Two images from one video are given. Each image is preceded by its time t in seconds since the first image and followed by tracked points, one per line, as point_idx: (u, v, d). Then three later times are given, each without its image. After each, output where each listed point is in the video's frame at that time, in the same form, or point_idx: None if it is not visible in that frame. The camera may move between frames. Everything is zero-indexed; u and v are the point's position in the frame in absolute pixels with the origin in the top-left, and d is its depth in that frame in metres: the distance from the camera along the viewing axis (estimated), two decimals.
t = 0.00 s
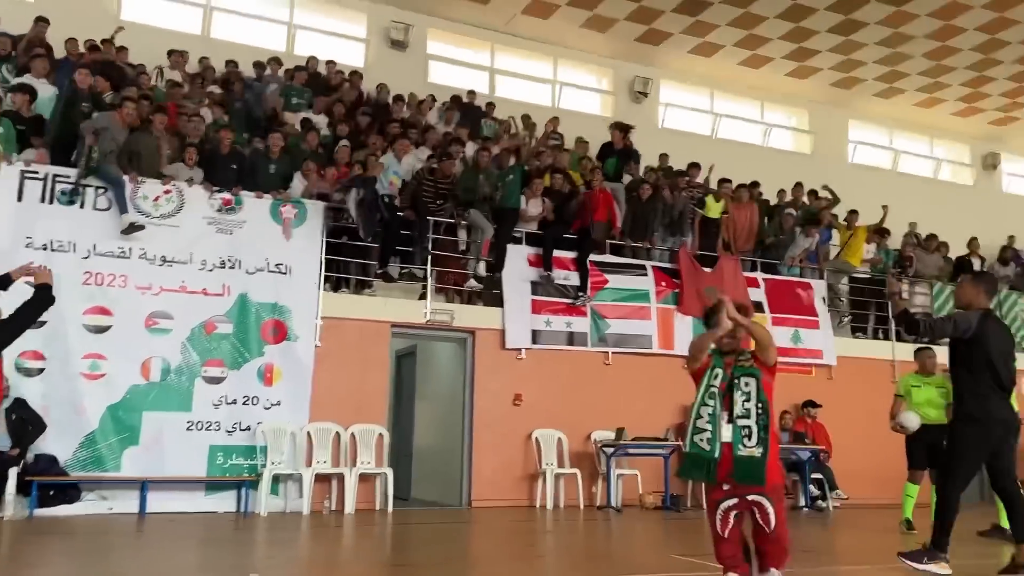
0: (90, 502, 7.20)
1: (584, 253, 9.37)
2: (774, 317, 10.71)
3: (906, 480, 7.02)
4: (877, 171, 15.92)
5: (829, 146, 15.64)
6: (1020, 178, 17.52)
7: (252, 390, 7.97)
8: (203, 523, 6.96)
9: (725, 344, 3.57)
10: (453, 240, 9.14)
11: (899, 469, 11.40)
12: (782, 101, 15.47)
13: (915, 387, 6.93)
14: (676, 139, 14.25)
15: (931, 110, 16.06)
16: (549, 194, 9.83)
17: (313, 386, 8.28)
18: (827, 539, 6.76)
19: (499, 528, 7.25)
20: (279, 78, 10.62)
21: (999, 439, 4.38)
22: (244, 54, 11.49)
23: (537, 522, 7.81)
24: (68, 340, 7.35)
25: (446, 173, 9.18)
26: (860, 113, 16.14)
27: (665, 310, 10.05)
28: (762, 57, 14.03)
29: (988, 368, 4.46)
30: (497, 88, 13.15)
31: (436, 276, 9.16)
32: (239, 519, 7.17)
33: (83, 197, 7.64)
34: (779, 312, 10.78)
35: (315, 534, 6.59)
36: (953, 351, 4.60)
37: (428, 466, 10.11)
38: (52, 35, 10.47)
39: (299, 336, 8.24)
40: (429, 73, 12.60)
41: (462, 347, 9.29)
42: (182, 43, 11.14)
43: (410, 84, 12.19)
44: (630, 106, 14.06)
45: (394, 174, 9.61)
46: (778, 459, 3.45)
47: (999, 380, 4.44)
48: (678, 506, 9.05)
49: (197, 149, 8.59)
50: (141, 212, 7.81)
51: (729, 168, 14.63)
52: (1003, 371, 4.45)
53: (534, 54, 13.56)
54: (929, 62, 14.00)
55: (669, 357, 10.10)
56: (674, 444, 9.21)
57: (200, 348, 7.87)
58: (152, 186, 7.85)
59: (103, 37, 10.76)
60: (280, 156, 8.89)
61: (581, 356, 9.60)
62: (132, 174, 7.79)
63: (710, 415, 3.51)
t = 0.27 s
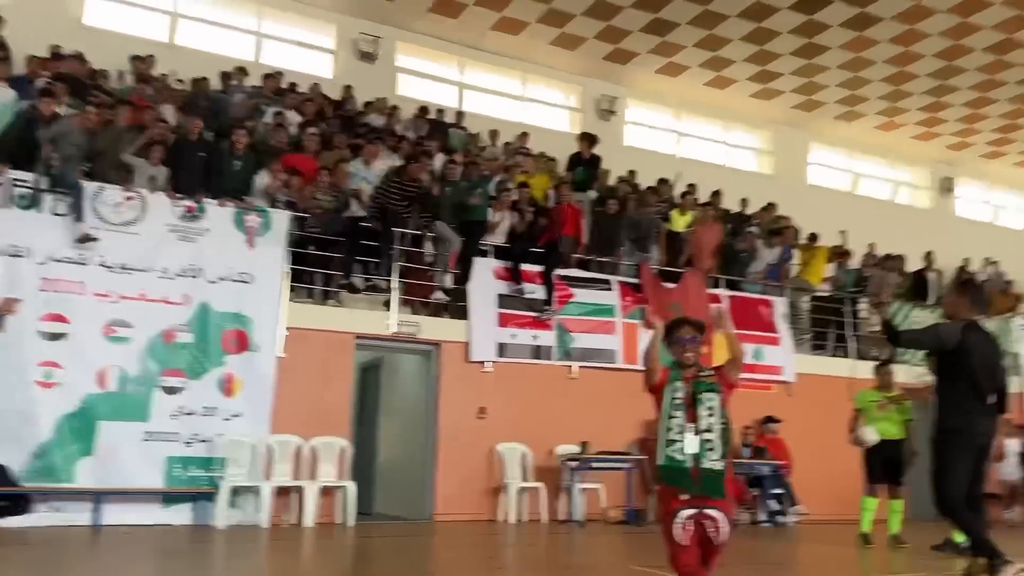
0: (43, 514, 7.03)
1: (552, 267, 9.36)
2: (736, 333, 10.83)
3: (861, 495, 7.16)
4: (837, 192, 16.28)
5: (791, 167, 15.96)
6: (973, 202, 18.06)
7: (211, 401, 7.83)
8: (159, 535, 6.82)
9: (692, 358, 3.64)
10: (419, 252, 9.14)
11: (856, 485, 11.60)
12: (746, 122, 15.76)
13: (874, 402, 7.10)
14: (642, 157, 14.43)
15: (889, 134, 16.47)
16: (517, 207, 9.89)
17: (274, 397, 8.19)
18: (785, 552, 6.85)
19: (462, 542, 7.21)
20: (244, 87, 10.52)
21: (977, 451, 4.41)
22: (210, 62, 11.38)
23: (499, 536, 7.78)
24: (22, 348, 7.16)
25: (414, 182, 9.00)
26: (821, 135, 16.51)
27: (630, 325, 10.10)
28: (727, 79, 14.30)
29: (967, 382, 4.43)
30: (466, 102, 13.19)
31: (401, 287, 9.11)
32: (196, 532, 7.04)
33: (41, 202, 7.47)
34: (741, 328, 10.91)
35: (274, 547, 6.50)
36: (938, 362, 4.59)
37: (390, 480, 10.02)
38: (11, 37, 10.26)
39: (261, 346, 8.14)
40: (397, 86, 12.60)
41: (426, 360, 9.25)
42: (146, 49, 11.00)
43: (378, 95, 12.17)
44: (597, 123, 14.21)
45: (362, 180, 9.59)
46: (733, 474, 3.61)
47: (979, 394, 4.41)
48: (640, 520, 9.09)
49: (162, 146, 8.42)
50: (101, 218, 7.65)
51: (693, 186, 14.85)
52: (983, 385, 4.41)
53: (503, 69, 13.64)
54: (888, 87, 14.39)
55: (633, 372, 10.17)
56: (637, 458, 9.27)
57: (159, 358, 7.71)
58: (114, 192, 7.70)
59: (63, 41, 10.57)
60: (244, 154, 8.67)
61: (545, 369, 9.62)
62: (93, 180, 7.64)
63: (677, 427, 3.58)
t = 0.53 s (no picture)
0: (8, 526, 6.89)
1: (528, 279, 9.42)
2: (711, 347, 10.90)
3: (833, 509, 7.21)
4: (811, 210, 16.51)
5: (766, 184, 16.16)
6: (944, 221, 18.38)
7: (183, 411, 7.72)
8: (126, 547, 6.69)
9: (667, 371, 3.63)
10: (395, 263, 9.11)
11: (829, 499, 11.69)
12: (722, 139, 15.95)
13: (843, 416, 7.18)
14: (620, 172, 14.54)
15: (861, 153, 16.74)
16: (494, 221, 9.94)
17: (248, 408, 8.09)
18: (758, 565, 6.88)
19: (435, 555, 7.15)
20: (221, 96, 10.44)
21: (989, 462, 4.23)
22: (187, 72, 11.31)
23: (473, 549, 7.73)
24: None
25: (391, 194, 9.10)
26: (795, 153, 16.75)
27: (606, 338, 10.13)
28: (704, 96, 14.47)
29: (963, 390, 4.32)
30: (444, 115, 13.21)
31: (377, 298, 9.11)
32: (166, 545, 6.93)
33: (13, 208, 7.36)
34: (716, 343, 10.98)
35: (244, 560, 6.40)
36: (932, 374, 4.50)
37: (363, 493, 9.93)
38: None
39: (235, 356, 8.05)
40: (376, 98, 12.60)
41: (402, 371, 9.21)
42: (122, 57, 10.92)
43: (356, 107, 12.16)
44: (575, 138, 14.32)
45: (338, 195, 9.50)
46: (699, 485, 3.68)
47: (977, 402, 4.28)
48: (615, 533, 9.08)
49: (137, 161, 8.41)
50: (73, 225, 7.56)
51: (670, 202, 14.98)
52: (982, 391, 4.29)
53: (482, 84, 13.71)
54: (861, 106, 14.64)
55: (609, 385, 10.19)
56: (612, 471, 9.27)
57: (130, 366, 7.60)
58: (87, 199, 7.61)
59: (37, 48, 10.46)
60: (221, 173, 8.62)
61: (522, 382, 9.61)
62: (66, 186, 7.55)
63: (653, 437, 3.59)
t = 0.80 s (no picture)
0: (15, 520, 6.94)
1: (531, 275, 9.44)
2: (714, 344, 10.91)
3: (835, 503, 7.24)
4: (813, 207, 16.52)
5: (768, 181, 16.17)
6: (946, 218, 18.38)
7: (188, 407, 7.74)
8: (133, 542, 6.72)
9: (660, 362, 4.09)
10: (399, 258, 9.12)
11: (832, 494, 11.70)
12: (724, 137, 15.96)
13: (838, 410, 7.26)
14: (622, 170, 14.56)
15: (863, 150, 16.73)
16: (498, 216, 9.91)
17: (252, 404, 8.12)
18: (761, 559, 6.89)
19: (439, 550, 7.18)
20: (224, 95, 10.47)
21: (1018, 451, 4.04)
22: (190, 71, 11.34)
23: (477, 544, 7.75)
24: None
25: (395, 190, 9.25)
26: (798, 151, 16.75)
27: (609, 334, 10.15)
28: (706, 94, 14.47)
29: (992, 375, 4.13)
30: (447, 113, 13.23)
31: (381, 294, 9.11)
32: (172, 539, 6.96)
33: (18, 204, 7.40)
34: (719, 339, 10.99)
35: (249, 554, 6.43)
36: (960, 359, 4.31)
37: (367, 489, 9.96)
38: None
39: (239, 352, 8.07)
40: (379, 96, 12.62)
41: (406, 367, 9.24)
42: (125, 56, 10.95)
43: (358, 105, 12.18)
44: (577, 136, 14.33)
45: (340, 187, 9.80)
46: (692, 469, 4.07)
47: (1009, 387, 4.08)
48: (619, 528, 9.10)
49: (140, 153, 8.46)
50: (79, 221, 7.60)
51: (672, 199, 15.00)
52: (1012, 375, 4.09)
53: (484, 82, 13.73)
54: (863, 103, 14.64)
55: (612, 381, 10.20)
56: (616, 467, 9.29)
57: (135, 362, 7.63)
58: (92, 195, 7.65)
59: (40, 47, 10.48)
60: (225, 160, 8.77)
61: (526, 378, 9.63)
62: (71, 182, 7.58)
63: (648, 425, 4.02)
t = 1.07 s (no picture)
0: (30, 513, 7.00)
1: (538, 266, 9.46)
2: (722, 333, 10.92)
3: (844, 491, 7.25)
4: (821, 196, 16.46)
5: (775, 170, 16.13)
6: (955, 206, 18.28)
7: (199, 400, 7.80)
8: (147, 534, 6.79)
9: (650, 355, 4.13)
10: (406, 251, 9.17)
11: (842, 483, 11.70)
12: (731, 127, 15.89)
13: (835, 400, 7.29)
14: (628, 161, 14.54)
15: (871, 138, 16.65)
16: (505, 209, 9.92)
17: (263, 397, 8.17)
18: (769, 547, 6.91)
19: (450, 540, 7.23)
20: (231, 90, 10.50)
21: None
22: (196, 67, 11.36)
23: (487, 534, 7.80)
24: (10, 347, 7.14)
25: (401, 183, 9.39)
26: (805, 140, 16.68)
27: (617, 325, 10.16)
28: (712, 83, 14.42)
29: None
30: (453, 106, 13.23)
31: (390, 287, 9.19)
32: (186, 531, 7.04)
33: (29, 201, 7.46)
34: (727, 329, 11.00)
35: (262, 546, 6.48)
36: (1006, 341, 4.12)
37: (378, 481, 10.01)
38: None
39: (250, 346, 8.12)
40: (384, 90, 12.63)
41: (415, 360, 9.27)
42: (132, 53, 10.98)
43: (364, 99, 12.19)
44: (583, 128, 14.31)
45: (349, 182, 9.46)
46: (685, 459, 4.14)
47: None
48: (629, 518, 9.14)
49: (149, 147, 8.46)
50: (89, 217, 7.65)
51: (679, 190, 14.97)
52: None
53: (490, 75, 13.70)
54: (870, 91, 14.56)
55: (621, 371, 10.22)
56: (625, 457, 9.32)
57: (147, 356, 7.69)
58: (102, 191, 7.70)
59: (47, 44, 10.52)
60: (232, 156, 8.71)
61: (534, 369, 9.66)
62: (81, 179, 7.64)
63: (639, 418, 4.07)
